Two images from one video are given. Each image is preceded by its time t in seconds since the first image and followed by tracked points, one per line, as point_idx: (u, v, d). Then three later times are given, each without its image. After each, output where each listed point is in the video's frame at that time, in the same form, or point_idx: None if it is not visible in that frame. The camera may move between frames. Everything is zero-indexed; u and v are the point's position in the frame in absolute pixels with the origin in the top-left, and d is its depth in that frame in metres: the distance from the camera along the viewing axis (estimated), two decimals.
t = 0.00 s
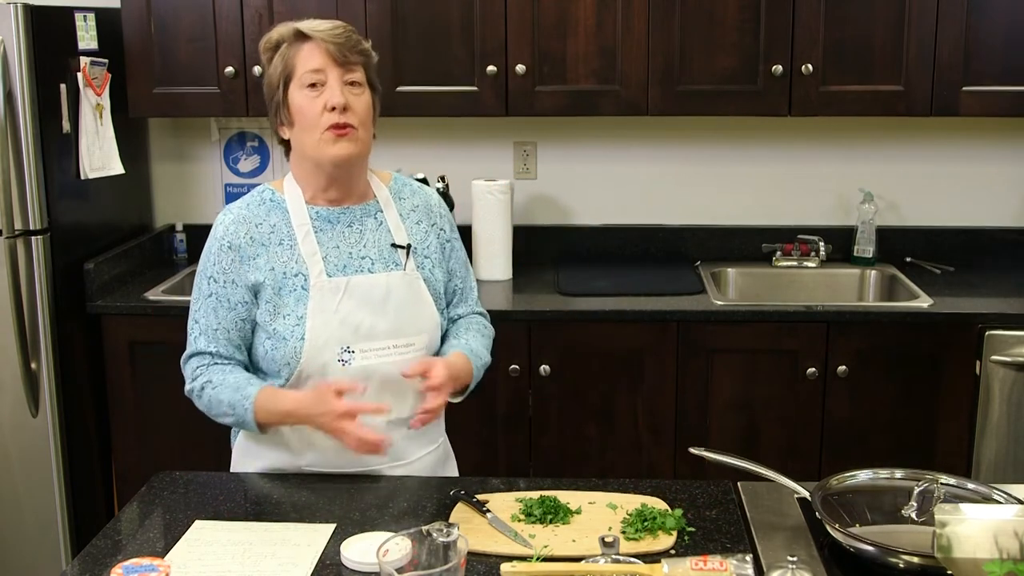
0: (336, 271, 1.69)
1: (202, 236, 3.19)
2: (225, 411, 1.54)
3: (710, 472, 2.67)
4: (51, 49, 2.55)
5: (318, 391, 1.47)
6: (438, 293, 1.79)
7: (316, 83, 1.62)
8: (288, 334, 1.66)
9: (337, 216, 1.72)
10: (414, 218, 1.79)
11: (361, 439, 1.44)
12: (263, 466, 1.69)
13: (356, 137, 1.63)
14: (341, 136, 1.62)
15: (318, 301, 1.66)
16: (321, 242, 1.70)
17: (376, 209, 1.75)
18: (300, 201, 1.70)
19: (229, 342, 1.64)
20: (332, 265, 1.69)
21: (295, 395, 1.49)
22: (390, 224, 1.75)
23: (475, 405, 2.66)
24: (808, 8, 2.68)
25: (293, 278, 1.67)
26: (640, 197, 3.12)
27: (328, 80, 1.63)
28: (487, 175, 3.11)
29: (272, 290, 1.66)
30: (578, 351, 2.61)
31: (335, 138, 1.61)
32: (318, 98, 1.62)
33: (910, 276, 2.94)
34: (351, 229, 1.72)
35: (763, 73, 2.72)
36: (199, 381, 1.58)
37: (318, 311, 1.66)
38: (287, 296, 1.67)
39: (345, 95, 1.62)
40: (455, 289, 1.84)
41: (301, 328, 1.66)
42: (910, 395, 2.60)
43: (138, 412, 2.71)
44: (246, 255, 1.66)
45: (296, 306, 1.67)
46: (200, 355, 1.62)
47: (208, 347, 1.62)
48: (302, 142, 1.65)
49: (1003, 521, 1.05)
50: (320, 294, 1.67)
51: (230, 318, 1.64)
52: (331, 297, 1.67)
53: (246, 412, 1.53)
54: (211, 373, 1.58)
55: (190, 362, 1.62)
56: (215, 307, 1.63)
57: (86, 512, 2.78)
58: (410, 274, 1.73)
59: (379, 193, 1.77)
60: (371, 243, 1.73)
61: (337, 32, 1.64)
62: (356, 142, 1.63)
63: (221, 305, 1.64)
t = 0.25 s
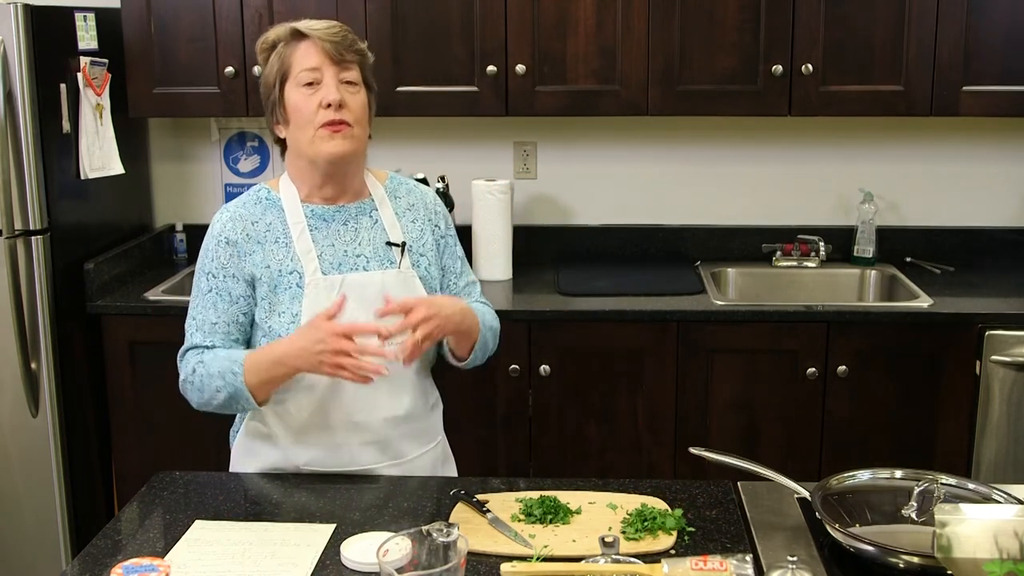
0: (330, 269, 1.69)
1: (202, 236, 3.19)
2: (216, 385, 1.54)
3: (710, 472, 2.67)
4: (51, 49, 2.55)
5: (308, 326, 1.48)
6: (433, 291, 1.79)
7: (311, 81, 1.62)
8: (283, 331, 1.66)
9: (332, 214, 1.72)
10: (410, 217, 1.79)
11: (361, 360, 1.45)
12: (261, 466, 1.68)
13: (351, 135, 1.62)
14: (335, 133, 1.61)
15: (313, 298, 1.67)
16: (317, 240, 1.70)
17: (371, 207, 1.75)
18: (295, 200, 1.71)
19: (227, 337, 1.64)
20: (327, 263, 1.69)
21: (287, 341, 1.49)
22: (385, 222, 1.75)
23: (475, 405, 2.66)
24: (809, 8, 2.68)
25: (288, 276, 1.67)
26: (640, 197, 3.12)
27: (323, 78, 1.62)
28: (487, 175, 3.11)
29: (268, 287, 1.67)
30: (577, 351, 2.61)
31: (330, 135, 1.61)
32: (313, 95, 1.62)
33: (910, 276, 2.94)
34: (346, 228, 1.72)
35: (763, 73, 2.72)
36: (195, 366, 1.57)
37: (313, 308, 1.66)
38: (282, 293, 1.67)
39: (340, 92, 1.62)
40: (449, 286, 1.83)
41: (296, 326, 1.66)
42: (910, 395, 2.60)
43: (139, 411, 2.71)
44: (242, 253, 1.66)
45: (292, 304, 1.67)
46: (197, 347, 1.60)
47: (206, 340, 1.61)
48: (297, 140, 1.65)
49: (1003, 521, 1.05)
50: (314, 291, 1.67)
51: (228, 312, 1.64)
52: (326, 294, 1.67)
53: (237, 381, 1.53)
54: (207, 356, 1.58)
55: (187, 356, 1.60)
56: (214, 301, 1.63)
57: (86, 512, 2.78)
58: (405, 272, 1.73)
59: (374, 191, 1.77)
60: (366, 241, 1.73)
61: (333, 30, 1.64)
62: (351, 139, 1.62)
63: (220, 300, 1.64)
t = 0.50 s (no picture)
0: (331, 270, 1.69)
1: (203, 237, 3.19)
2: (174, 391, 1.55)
3: (710, 472, 2.67)
4: (51, 49, 2.55)
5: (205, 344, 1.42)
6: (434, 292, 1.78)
7: (315, 84, 1.63)
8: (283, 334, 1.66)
9: (332, 216, 1.72)
10: (409, 217, 1.79)
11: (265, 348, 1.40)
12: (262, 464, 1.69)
13: (352, 142, 1.63)
14: (336, 138, 1.61)
15: (315, 300, 1.66)
16: (316, 242, 1.70)
17: (371, 208, 1.76)
18: (295, 202, 1.71)
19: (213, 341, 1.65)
20: (327, 265, 1.69)
21: (198, 365, 1.45)
22: (385, 222, 1.75)
23: (475, 405, 2.66)
24: (808, 8, 2.68)
25: (288, 279, 1.67)
26: (640, 197, 3.12)
27: (327, 83, 1.63)
28: (487, 174, 3.11)
29: (267, 290, 1.67)
30: (577, 351, 2.61)
31: (331, 140, 1.61)
32: (317, 100, 1.62)
33: (910, 276, 2.94)
34: (346, 228, 1.73)
35: (763, 73, 2.72)
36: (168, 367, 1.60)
37: (314, 309, 1.66)
38: (282, 295, 1.67)
39: (343, 100, 1.62)
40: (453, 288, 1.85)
41: (296, 327, 1.65)
42: (909, 395, 2.60)
43: (139, 411, 2.71)
44: (240, 256, 1.67)
45: (291, 306, 1.67)
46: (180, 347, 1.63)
47: (188, 343, 1.62)
48: (298, 142, 1.65)
49: (1003, 521, 1.05)
50: (316, 293, 1.66)
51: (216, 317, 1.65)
52: (326, 296, 1.67)
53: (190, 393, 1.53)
54: (177, 358, 1.60)
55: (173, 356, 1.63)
56: (202, 305, 1.65)
57: (86, 513, 2.78)
58: (405, 273, 1.72)
59: (374, 192, 1.77)
60: (366, 242, 1.73)
61: (341, 34, 1.64)
62: (352, 147, 1.63)
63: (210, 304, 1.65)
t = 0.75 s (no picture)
0: (333, 271, 1.69)
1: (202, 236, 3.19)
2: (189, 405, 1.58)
3: (710, 472, 2.67)
4: (51, 49, 2.54)
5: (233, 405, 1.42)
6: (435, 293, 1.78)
7: (318, 84, 1.63)
8: (284, 335, 1.66)
9: (333, 216, 1.72)
10: (411, 218, 1.79)
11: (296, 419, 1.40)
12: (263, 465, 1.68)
13: (354, 141, 1.63)
14: (338, 139, 1.62)
15: (316, 300, 1.66)
16: (318, 243, 1.70)
17: (372, 209, 1.76)
18: (297, 202, 1.71)
19: (217, 340, 1.68)
20: (329, 266, 1.69)
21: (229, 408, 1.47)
22: (387, 224, 1.75)
23: (476, 405, 2.66)
24: (808, 8, 2.68)
25: (289, 279, 1.67)
26: (640, 197, 3.12)
27: (330, 82, 1.63)
28: (487, 175, 3.11)
29: (268, 291, 1.67)
30: (578, 351, 2.61)
31: (333, 141, 1.61)
32: (319, 98, 1.62)
33: (910, 276, 2.94)
34: (347, 230, 1.72)
35: (763, 73, 2.72)
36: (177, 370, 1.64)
37: (315, 310, 1.66)
38: (283, 296, 1.67)
39: (346, 98, 1.62)
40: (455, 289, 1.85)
41: (297, 328, 1.66)
42: (910, 395, 2.60)
43: (139, 411, 2.71)
44: (241, 257, 1.67)
45: (293, 307, 1.66)
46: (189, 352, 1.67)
47: (192, 342, 1.67)
48: (300, 141, 1.65)
49: (1003, 521, 1.05)
50: (317, 294, 1.66)
51: (218, 318, 1.66)
52: (328, 297, 1.66)
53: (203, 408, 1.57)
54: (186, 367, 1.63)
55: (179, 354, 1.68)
56: (204, 306, 1.66)
57: (86, 512, 2.78)
58: (406, 273, 1.72)
59: (376, 193, 1.77)
60: (368, 243, 1.73)
61: (343, 33, 1.64)
62: (354, 146, 1.63)
63: (210, 305, 1.66)
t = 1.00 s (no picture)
0: (332, 269, 1.69)
1: (202, 237, 3.19)
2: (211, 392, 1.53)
3: (710, 472, 2.67)
4: (51, 49, 2.55)
5: (281, 332, 1.43)
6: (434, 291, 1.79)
7: (320, 80, 1.62)
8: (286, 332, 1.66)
9: (333, 214, 1.72)
10: (410, 216, 1.79)
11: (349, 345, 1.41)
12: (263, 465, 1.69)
13: (354, 139, 1.62)
14: (339, 136, 1.61)
15: (315, 298, 1.67)
16: (317, 242, 1.70)
17: (372, 207, 1.75)
18: (297, 200, 1.70)
19: (228, 340, 1.65)
20: (328, 263, 1.69)
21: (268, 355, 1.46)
22: (387, 222, 1.75)
23: (476, 405, 2.66)
24: (808, 8, 2.68)
25: (290, 277, 1.67)
26: (640, 197, 3.12)
27: (332, 79, 1.63)
28: (487, 175, 3.11)
29: (269, 289, 1.67)
30: (578, 351, 2.61)
31: (334, 137, 1.60)
32: (320, 96, 1.62)
33: (910, 276, 2.94)
34: (347, 228, 1.72)
35: (763, 73, 2.72)
36: (192, 369, 1.59)
37: (315, 309, 1.67)
38: (284, 294, 1.67)
39: (347, 96, 1.62)
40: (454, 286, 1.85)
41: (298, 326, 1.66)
42: (909, 395, 2.60)
43: (139, 411, 2.71)
44: (243, 255, 1.66)
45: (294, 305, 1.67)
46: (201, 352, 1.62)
47: (204, 344, 1.63)
48: (300, 139, 1.64)
49: (1003, 521, 1.05)
50: (317, 292, 1.67)
51: (229, 316, 1.65)
52: (326, 294, 1.68)
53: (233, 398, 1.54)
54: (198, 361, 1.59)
55: (189, 359, 1.62)
56: (215, 305, 1.64)
57: (86, 513, 2.78)
58: (405, 270, 1.73)
59: (376, 191, 1.77)
60: (367, 241, 1.73)
61: (346, 33, 1.65)
62: (354, 143, 1.62)
63: (221, 303, 1.65)
